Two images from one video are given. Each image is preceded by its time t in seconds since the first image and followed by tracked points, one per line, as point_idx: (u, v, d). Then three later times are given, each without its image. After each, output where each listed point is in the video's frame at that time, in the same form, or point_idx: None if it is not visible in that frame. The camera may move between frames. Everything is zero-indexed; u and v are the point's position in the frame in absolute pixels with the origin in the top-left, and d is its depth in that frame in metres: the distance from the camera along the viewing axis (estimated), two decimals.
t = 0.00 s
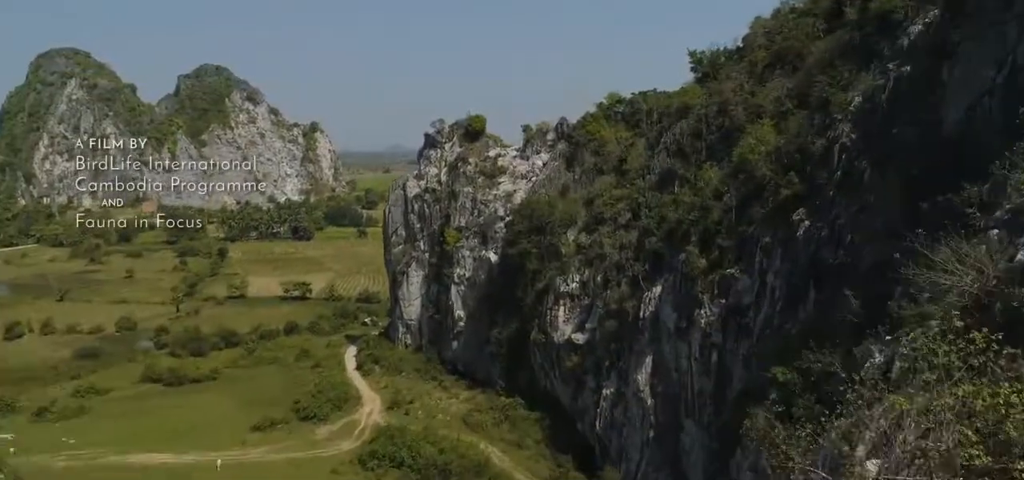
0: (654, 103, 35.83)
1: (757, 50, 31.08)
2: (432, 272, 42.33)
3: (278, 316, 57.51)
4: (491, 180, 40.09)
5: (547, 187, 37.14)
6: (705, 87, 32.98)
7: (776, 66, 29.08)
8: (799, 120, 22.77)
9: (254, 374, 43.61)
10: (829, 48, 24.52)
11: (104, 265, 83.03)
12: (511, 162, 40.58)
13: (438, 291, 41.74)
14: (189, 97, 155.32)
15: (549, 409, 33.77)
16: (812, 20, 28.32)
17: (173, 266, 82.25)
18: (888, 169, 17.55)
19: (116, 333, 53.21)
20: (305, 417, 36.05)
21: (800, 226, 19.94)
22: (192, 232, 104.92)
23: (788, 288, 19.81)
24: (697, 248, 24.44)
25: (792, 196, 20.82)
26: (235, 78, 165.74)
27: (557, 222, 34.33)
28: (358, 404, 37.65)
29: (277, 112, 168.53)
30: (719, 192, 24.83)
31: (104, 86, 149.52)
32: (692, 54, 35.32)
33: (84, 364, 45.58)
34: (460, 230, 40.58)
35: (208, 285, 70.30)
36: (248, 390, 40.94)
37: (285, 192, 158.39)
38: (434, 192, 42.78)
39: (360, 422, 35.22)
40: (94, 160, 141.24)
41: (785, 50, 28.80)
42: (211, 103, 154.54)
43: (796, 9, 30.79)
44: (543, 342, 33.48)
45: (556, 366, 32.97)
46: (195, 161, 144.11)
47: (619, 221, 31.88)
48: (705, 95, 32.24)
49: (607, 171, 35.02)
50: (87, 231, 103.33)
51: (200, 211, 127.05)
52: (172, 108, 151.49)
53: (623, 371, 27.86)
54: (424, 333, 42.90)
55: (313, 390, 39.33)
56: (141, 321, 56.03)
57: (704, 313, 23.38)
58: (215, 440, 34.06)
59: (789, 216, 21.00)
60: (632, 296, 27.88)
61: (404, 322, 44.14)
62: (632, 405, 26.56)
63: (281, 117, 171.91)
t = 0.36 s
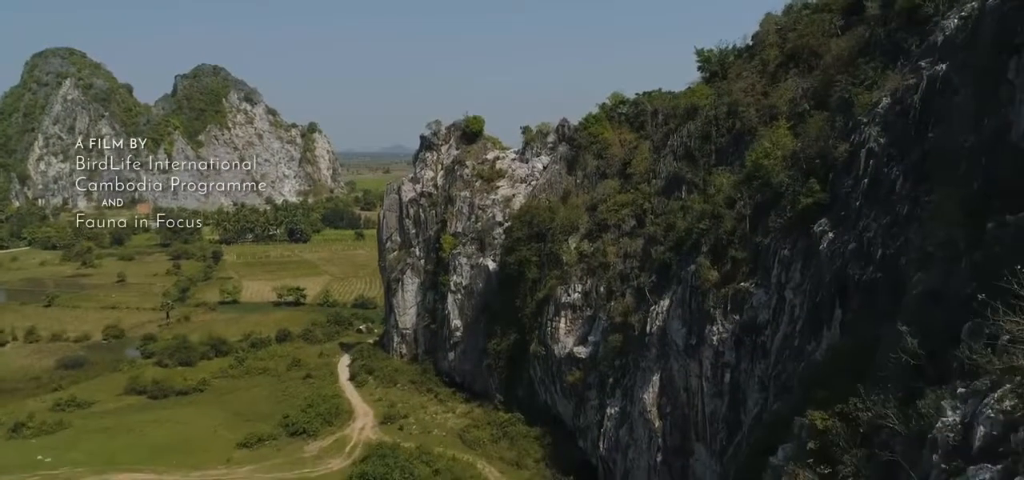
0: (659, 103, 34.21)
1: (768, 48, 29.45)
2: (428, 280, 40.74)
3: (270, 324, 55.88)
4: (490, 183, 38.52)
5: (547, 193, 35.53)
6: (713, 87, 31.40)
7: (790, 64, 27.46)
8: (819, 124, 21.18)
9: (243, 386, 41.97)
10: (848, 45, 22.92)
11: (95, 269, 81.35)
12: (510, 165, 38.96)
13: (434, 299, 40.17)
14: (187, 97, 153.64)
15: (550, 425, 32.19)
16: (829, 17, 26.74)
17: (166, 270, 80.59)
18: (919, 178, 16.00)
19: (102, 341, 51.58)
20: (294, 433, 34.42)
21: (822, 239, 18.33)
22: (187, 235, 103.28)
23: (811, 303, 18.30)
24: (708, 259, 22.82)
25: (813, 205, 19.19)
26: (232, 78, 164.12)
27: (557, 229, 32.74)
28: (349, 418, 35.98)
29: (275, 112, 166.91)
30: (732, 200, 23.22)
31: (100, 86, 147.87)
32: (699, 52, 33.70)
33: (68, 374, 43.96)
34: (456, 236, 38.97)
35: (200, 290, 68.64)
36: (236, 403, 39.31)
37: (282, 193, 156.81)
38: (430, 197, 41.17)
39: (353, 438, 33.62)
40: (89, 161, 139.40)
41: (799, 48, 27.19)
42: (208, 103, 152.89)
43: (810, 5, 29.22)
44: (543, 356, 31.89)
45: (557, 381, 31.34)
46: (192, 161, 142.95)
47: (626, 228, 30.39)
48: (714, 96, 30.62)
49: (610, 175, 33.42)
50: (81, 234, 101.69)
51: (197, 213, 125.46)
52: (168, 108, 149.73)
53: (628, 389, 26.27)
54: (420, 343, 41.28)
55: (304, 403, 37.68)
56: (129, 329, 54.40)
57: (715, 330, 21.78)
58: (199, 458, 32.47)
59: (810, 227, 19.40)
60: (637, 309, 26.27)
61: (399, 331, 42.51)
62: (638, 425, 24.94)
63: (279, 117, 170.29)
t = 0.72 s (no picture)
0: (665, 105, 32.58)
1: (781, 46, 27.81)
2: (423, 288, 39.15)
3: (261, 332, 54.27)
4: (487, 188, 36.92)
5: (547, 198, 33.92)
6: (722, 88, 29.78)
7: (805, 63, 25.81)
8: (840, 128, 19.57)
9: (231, 398, 40.38)
10: (870, 43, 21.29)
11: (86, 272, 79.89)
12: (508, 169, 37.33)
13: (429, 309, 38.58)
14: (184, 97, 152.08)
15: (549, 443, 30.61)
16: (846, 13, 25.12)
17: (158, 274, 79.10)
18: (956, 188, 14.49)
19: (88, 349, 50.02)
20: (281, 451, 32.83)
21: (847, 254, 16.73)
22: (182, 236, 101.80)
23: (835, 328, 16.65)
24: (718, 273, 21.21)
25: (837, 215, 17.56)
26: (230, 78, 162.54)
27: (557, 237, 31.12)
28: (340, 434, 34.36)
29: (272, 112, 165.26)
30: (745, 208, 21.58)
31: (95, 86, 146.49)
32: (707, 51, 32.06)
33: (50, 385, 42.43)
34: (452, 243, 37.36)
35: (191, 295, 67.09)
36: (222, 418, 37.71)
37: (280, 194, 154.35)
38: (426, 202, 39.56)
39: (343, 456, 32.04)
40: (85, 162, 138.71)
41: (815, 46, 25.55)
42: (205, 103, 151.38)
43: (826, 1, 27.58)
44: (543, 370, 30.30)
45: (557, 397, 29.73)
46: (187, 159, 139.41)
47: (630, 237, 28.83)
48: (723, 97, 28.98)
49: (613, 181, 31.79)
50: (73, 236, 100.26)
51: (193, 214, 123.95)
52: (165, 108, 148.21)
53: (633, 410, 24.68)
54: (414, 354, 39.67)
55: (292, 418, 36.05)
56: (116, 336, 52.86)
57: (728, 350, 20.19)
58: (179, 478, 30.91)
59: (834, 240, 17.79)
60: (642, 325, 24.69)
61: (392, 341, 40.89)
62: (643, 449, 23.37)
63: (277, 117, 168.72)
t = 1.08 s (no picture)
0: (671, 108, 31.00)
1: (794, 46, 26.23)
2: (418, 298, 37.59)
3: (253, 341, 52.71)
4: (485, 194, 35.35)
5: (547, 205, 32.34)
6: (732, 89, 28.17)
7: (821, 64, 24.25)
8: (864, 135, 18.01)
9: (219, 412, 38.82)
10: (895, 42, 19.70)
11: (78, 276, 78.30)
12: (506, 174, 35.73)
13: (424, 320, 37.02)
14: (181, 97, 150.60)
15: (550, 464, 29.06)
16: (867, 10, 23.52)
17: (151, 279, 77.55)
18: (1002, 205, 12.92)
19: (74, 358, 48.55)
20: (267, 471, 31.24)
21: (876, 275, 15.18)
22: (177, 239, 100.30)
23: (865, 357, 15.23)
24: (731, 290, 19.64)
25: (863, 231, 16.00)
26: (228, 78, 160.96)
27: (557, 247, 29.53)
28: (330, 451, 32.75)
29: (271, 113, 163.57)
30: (759, 220, 20.02)
31: (92, 86, 144.91)
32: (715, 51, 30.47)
33: (32, 397, 40.95)
34: (448, 251, 35.81)
35: (183, 301, 65.51)
36: (208, 434, 36.15)
37: (279, 195, 152.40)
38: (421, 208, 37.99)
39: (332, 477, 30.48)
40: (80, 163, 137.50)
41: (832, 45, 23.98)
42: (203, 104, 149.46)
43: None
44: (543, 388, 28.76)
45: (558, 416, 28.21)
46: (186, 159, 137.57)
47: (636, 248, 27.26)
48: (732, 100, 27.42)
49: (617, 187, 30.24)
50: (67, 239, 98.76)
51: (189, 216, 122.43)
52: (162, 109, 146.58)
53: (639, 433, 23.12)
54: (409, 367, 38.12)
55: (281, 435, 34.40)
56: (103, 345, 51.35)
57: (742, 375, 18.64)
58: None
59: (859, 258, 16.27)
60: (648, 343, 23.15)
61: (386, 352, 39.29)
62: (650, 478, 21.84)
63: (275, 118, 167.02)
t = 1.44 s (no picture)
0: (677, 113, 29.45)
1: (809, 48, 24.68)
2: (412, 310, 36.04)
3: (243, 351, 51.14)
4: (482, 202, 33.79)
5: (546, 215, 30.76)
6: (743, 93, 26.63)
7: (839, 68, 22.69)
8: (892, 145, 16.47)
9: (204, 428, 37.24)
10: (921, 44, 18.20)
11: (69, 281, 76.73)
12: (504, 181, 34.13)
13: (418, 334, 35.47)
14: (178, 98, 149.03)
15: None
16: (889, 10, 21.97)
17: (143, 284, 76.02)
18: None
19: (58, 370, 47.01)
20: None
21: (911, 305, 13.66)
22: (172, 243, 98.78)
23: (900, 395, 14.01)
24: (746, 313, 18.07)
25: (896, 254, 14.41)
26: (225, 78, 159.31)
27: (557, 260, 27.95)
28: (318, 471, 31.03)
29: (269, 114, 161.86)
30: (776, 237, 18.45)
31: (87, 87, 143.31)
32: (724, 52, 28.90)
33: (11, 412, 39.39)
34: (443, 262, 34.25)
35: (174, 308, 63.95)
36: (191, 452, 34.58)
37: (276, 197, 150.64)
38: (415, 217, 36.41)
39: None
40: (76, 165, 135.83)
41: (851, 47, 22.43)
42: (200, 105, 147.73)
43: None
44: (542, 409, 27.24)
45: (558, 439, 26.68)
46: (183, 159, 136.58)
47: (640, 262, 25.79)
48: (742, 105, 25.87)
49: (621, 197, 28.69)
50: (59, 242, 97.23)
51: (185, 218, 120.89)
52: (159, 110, 144.95)
53: (646, 465, 21.55)
54: (403, 382, 36.57)
55: (267, 454, 32.76)
56: (89, 356, 49.80)
57: (759, 408, 17.08)
58: None
59: (892, 284, 14.72)
60: (656, 367, 21.60)
61: (379, 366, 37.70)
62: None
63: (273, 119, 165.31)
